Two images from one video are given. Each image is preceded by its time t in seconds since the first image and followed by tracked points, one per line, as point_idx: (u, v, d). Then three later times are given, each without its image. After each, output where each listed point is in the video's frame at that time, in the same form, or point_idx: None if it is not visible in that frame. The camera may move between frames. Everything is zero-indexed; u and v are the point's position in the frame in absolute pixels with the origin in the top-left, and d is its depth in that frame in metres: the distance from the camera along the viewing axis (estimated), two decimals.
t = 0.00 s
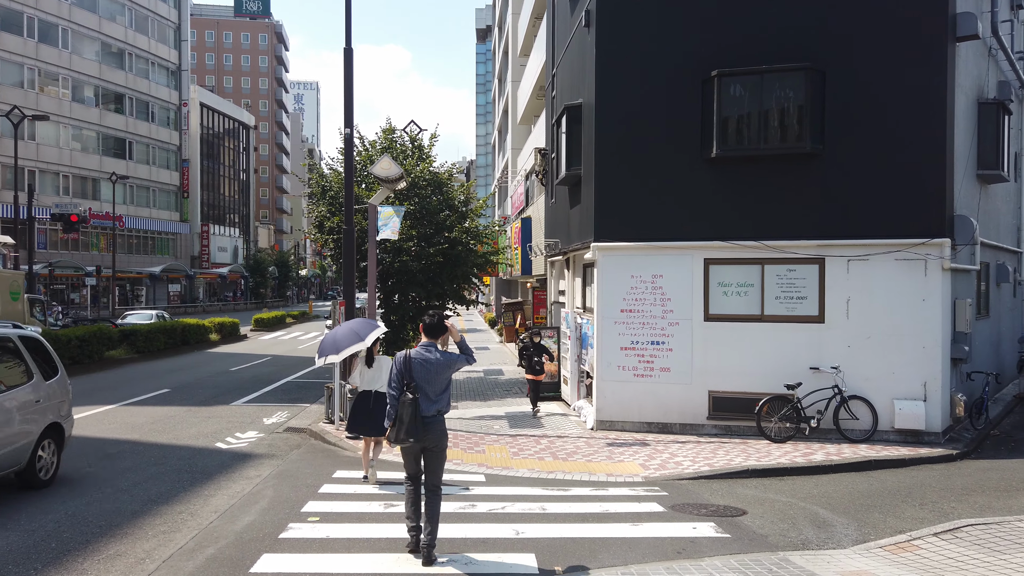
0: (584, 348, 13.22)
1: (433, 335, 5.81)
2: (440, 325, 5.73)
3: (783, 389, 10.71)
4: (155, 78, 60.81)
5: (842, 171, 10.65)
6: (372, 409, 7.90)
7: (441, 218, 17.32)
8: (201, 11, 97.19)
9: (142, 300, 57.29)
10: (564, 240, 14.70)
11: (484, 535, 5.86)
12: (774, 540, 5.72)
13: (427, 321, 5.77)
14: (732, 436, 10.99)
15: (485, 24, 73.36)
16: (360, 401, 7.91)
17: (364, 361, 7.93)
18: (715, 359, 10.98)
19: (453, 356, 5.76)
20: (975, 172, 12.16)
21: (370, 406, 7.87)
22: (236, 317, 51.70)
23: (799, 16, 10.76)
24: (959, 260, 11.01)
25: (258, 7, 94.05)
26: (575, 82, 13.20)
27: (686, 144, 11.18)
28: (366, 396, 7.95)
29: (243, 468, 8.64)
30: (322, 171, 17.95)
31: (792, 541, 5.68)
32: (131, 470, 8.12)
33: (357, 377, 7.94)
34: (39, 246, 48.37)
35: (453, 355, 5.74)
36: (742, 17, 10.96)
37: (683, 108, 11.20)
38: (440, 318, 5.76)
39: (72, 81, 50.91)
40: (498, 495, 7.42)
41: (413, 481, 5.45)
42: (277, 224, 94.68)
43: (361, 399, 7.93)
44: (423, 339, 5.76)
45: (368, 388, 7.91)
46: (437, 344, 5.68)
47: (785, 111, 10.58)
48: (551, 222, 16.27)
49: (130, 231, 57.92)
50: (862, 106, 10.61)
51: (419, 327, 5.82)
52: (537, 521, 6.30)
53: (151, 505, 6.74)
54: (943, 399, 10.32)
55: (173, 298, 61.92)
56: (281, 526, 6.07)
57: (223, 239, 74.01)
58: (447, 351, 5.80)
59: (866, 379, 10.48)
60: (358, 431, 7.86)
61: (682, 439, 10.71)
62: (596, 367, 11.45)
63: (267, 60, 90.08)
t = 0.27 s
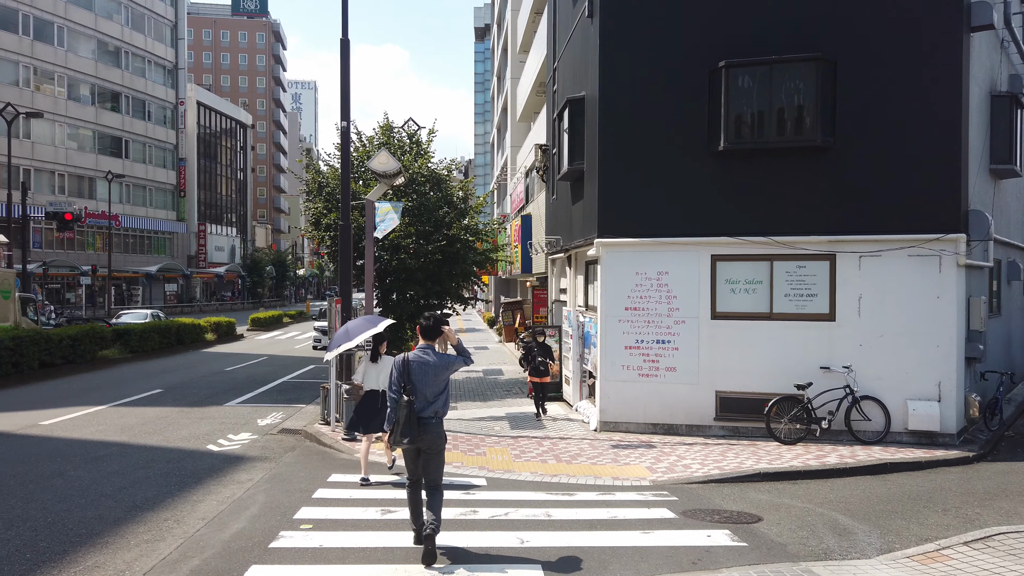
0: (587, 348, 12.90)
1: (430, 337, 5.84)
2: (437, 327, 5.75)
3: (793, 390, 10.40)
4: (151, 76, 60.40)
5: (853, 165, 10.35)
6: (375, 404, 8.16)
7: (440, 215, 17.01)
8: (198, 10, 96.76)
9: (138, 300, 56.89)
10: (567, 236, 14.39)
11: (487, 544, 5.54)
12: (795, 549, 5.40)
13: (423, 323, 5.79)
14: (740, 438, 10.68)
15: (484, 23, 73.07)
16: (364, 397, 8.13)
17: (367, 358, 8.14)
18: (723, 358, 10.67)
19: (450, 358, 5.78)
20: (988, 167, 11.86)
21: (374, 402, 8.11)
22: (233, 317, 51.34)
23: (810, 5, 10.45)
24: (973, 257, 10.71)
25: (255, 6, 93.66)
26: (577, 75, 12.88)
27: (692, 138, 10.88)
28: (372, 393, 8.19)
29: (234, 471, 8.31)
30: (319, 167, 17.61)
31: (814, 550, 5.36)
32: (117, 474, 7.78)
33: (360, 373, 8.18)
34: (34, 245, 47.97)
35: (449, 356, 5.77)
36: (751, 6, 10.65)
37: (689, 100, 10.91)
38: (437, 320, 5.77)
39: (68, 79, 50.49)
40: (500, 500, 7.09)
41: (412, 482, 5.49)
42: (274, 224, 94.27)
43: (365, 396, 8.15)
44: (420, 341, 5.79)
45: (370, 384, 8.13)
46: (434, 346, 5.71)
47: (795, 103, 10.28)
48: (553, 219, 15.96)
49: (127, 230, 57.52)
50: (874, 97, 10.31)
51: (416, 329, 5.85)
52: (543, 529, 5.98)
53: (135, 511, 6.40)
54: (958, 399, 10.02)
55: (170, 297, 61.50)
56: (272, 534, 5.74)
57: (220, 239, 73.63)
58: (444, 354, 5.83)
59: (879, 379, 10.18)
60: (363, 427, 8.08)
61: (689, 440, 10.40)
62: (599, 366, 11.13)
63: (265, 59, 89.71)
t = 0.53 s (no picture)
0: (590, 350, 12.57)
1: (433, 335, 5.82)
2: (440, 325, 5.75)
3: (804, 393, 10.07)
4: (148, 75, 59.96)
5: (866, 161, 10.02)
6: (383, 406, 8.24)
7: (439, 214, 16.68)
8: (195, 9, 96.31)
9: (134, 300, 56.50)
10: (569, 235, 14.04)
11: (490, 561, 5.20)
12: (818, 567, 5.07)
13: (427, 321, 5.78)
14: (749, 442, 10.36)
15: (483, 21, 72.68)
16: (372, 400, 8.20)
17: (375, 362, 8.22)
18: (731, 360, 10.36)
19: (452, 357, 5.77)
20: (1003, 163, 11.53)
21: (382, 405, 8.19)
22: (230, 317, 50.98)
23: None
24: (989, 256, 10.39)
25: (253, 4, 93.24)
26: (580, 69, 12.55)
27: (699, 133, 10.55)
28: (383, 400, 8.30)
29: (225, 480, 7.97)
30: (315, 165, 17.27)
31: (839, 568, 5.04)
32: (102, 484, 7.43)
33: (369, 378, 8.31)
34: (29, 245, 47.57)
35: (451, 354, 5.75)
36: None
37: (696, 94, 10.58)
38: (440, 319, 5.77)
39: (63, 78, 50.03)
40: (503, 511, 6.76)
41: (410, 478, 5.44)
42: (272, 223, 93.82)
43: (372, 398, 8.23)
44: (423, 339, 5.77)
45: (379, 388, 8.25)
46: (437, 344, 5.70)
47: (806, 97, 9.95)
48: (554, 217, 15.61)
49: (123, 230, 57.11)
50: (888, 91, 9.99)
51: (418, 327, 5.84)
52: (549, 544, 5.64)
53: (118, 525, 6.06)
54: (974, 403, 9.69)
55: (166, 297, 61.10)
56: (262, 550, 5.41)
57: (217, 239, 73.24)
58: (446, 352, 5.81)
59: (892, 381, 9.86)
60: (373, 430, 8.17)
61: (696, 446, 10.07)
62: (603, 369, 10.81)
63: (262, 58, 89.30)
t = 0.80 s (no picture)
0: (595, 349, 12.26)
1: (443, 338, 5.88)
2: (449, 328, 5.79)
3: (817, 393, 9.78)
4: (145, 73, 59.52)
5: (882, 154, 9.73)
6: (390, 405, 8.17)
7: (439, 211, 16.36)
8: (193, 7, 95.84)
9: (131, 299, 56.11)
10: (573, 231, 13.72)
11: (500, 573, 4.88)
12: None
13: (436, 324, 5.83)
14: (760, 444, 10.05)
15: (481, 21, 72.39)
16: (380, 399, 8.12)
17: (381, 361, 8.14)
18: (742, 360, 10.06)
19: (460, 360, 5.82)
20: (1019, 157, 11.23)
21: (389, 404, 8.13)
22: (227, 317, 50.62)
23: None
24: (1008, 252, 10.10)
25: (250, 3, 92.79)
26: (585, 61, 12.24)
27: (709, 126, 10.26)
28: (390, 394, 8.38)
29: (219, 484, 7.63)
30: (313, 161, 16.93)
31: None
32: (89, 489, 7.09)
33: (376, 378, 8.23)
34: (24, 243, 47.17)
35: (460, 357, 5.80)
36: None
37: (706, 86, 10.28)
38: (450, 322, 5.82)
39: (60, 76, 49.60)
40: (510, 518, 6.45)
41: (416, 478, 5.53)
42: (270, 223, 93.38)
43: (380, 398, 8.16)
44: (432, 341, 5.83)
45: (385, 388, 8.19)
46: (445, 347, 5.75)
47: (820, 88, 9.65)
48: (557, 214, 15.29)
49: (119, 229, 56.70)
50: (904, 82, 9.70)
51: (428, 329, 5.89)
52: (561, 554, 5.33)
53: (103, 534, 5.72)
54: (993, 404, 9.40)
55: (163, 297, 60.70)
56: (256, 561, 5.08)
57: (214, 238, 72.95)
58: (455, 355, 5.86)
59: (909, 381, 9.56)
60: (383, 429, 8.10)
61: (706, 448, 9.76)
62: (609, 369, 10.50)
63: (260, 57, 88.89)
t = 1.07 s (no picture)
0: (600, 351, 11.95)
1: (447, 339, 6.04)
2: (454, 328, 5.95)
3: (831, 397, 9.48)
4: (142, 71, 59.15)
5: (898, 151, 9.44)
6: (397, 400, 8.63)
7: (440, 209, 16.06)
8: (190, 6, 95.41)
9: (128, 299, 55.75)
10: (577, 230, 13.42)
11: None
12: None
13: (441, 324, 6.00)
14: (772, 450, 9.76)
15: (480, 19, 72.07)
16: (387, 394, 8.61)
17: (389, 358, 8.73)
18: (753, 363, 9.76)
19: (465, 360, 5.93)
20: None
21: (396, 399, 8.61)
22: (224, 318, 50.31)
23: None
24: None
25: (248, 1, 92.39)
26: (590, 55, 11.93)
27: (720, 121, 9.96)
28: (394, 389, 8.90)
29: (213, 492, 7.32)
30: (311, 158, 16.60)
31: None
32: (77, 498, 6.78)
33: (383, 373, 8.84)
34: (20, 243, 46.81)
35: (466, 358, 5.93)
36: None
37: (716, 80, 9.98)
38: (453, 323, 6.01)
39: (56, 74, 49.21)
40: (518, 530, 6.14)
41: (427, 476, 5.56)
42: (268, 223, 92.97)
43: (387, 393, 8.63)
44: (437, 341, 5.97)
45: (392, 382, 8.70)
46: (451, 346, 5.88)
47: (834, 82, 9.35)
48: (560, 212, 14.99)
49: (116, 229, 56.33)
50: (922, 76, 9.41)
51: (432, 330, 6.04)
52: (574, 571, 5.02)
53: (89, 547, 5.41)
54: (1013, 408, 9.12)
55: (160, 297, 60.36)
56: None
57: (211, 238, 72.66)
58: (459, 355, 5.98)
59: (926, 385, 9.27)
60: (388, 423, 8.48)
61: (717, 453, 9.46)
62: (616, 372, 10.19)
63: (258, 56, 88.51)
